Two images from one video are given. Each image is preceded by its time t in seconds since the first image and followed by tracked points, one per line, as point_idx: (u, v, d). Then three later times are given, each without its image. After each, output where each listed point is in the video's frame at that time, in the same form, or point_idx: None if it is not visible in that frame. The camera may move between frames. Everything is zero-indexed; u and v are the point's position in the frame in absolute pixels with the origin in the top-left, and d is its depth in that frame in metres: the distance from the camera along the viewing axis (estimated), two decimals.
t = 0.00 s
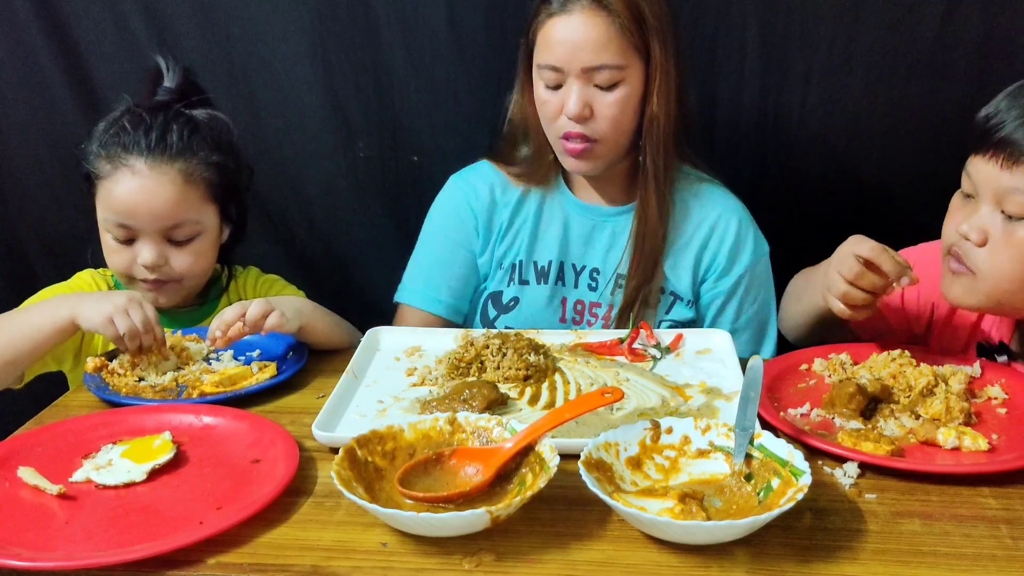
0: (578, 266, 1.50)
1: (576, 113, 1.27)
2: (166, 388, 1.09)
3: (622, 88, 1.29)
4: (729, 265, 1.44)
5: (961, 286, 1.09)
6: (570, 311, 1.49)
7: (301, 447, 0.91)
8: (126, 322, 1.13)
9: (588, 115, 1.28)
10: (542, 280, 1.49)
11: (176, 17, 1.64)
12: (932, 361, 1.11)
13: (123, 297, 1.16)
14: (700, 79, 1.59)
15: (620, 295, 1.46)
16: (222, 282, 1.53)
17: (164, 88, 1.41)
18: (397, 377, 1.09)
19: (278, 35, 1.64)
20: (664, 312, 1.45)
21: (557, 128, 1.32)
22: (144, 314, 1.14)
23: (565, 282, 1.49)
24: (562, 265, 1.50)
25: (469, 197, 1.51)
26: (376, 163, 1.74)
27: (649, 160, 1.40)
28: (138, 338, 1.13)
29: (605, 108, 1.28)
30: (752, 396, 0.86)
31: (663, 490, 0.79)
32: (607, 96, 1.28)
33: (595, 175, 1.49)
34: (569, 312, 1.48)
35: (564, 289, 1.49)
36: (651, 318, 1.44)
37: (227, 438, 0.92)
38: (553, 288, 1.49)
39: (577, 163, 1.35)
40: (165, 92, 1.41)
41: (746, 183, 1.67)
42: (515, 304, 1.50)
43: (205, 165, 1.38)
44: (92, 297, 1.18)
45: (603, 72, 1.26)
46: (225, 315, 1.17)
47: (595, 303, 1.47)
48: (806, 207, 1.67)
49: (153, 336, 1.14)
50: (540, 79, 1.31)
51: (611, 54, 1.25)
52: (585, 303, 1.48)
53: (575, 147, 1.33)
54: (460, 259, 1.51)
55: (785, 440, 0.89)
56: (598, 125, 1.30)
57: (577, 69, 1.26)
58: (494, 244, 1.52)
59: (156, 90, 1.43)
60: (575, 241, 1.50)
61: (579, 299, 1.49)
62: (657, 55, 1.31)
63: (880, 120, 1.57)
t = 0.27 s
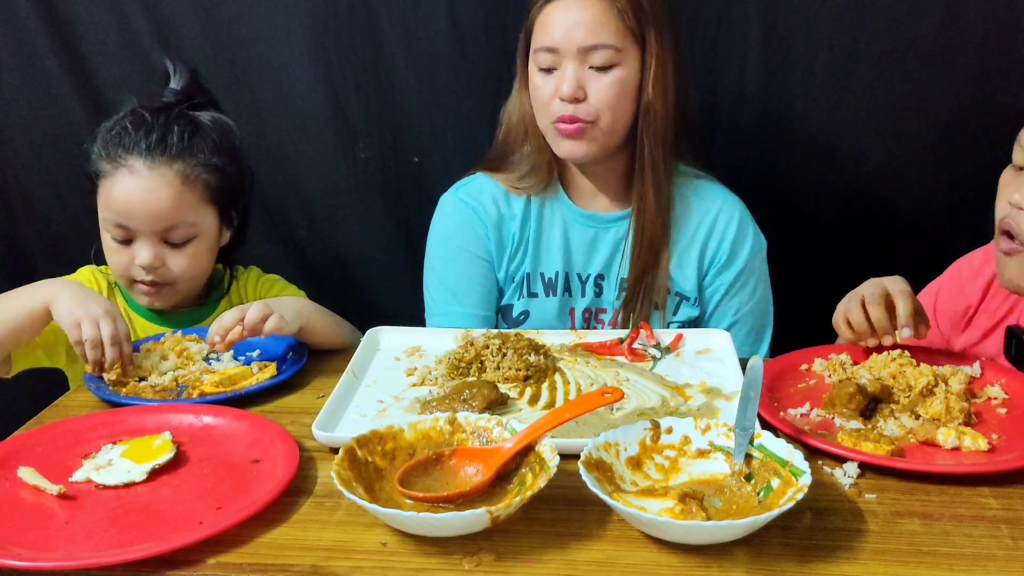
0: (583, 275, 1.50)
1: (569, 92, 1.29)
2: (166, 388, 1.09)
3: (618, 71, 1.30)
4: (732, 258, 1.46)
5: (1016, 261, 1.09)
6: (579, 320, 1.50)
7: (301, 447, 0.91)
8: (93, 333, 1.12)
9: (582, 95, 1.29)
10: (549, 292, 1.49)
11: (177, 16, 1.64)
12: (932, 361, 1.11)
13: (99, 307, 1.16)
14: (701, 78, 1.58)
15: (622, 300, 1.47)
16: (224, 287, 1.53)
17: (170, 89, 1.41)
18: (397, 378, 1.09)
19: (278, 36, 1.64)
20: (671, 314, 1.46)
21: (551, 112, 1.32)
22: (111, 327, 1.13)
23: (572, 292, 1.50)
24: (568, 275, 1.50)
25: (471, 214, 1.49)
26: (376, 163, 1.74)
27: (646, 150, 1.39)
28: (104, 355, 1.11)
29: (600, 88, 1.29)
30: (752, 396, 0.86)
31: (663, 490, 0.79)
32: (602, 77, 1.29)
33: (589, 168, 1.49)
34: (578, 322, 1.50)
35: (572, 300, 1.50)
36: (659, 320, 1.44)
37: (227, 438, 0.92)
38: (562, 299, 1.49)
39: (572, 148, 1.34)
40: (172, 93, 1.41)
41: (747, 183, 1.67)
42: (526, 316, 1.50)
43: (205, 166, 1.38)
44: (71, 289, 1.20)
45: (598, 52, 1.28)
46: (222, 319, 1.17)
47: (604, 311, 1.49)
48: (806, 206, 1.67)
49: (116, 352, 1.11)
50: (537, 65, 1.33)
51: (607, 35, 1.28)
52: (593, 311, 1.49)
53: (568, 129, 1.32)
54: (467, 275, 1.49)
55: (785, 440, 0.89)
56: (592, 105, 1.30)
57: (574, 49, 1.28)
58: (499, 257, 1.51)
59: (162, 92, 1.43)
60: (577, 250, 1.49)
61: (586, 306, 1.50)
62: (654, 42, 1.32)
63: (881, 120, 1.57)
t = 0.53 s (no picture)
0: (583, 273, 1.50)
1: (580, 101, 1.29)
2: (166, 388, 1.09)
3: (631, 82, 1.30)
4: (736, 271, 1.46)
5: None
6: (574, 318, 1.49)
7: (301, 447, 0.91)
8: (85, 326, 1.11)
9: (593, 105, 1.29)
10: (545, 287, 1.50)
11: (179, 18, 1.64)
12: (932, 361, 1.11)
13: (95, 301, 1.15)
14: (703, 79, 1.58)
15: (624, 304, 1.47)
16: (230, 293, 1.52)
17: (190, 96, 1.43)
18: (396, 378, 1.09)
19: (280, 37, 1.64)
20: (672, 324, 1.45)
21: (561, 119, 1.32)
22: (105, 323, 1.11)
23: (569, 289, 1.49)
24: (566, 272, 1.50)
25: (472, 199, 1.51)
26: (376, 164, 1.74)
27: (657, 158, 1.40)
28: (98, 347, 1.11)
29: (612, 99, 1.29)
30: (752, 396, 0.86)
31: (663, 491, 0.79)
32: (614, 88, 1.29)
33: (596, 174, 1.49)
34: (573, 319, 1.49)
35: (568, 296, 1.49)
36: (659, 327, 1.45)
37: (227, 438, 0.92)
38: (558, 294, 1.49)
39: (578, 155, 1.35)
40: (190, 102, 1.42)
41: (748, 183, 1.66)
42: (519, 309, 1.50)
43: (217, 182, 1.38)
44: (69, 283, 1.19)
45: (612, 62, 1.28)
46: (223, 321, 1.17)
47: (600, 312, 1.48)
48: (807, 207, 1.67)
49: (111, 343, 1.10)
50: (550, 70, 1.33)
51: (621, 46, 1.27)
52: (588, 310, 1.49)
53: (578, 138, 1.33)
54: (452, 256, 1.52)
55: (785, 440, 0.89)
56: (603, 116, 1.30)
57: (586, 58, 1.28)
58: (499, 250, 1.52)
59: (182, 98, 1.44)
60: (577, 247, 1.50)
61: (583, 307, 1.49)
62: (669, 54, 1.32)
63: (882, 121, 1.57)
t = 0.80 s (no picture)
0: (582, 270, 1.51)
1: (574, 116, 1.27)
2: (166, 388, 1.09)
3: (625, 95, 1.28)
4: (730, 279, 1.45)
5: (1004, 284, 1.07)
6: (571, 314, 1.51)
7: (301, 447, 0.91)
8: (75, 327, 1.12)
9: (588, 119, 1.28)
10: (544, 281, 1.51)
11: (178, 18, 1.64)
12: (933, 361, 1.11)
13: (81, 301, 1.15)
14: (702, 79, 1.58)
15: (621, 305, 1.47)
16: (233, 297, 1.51)
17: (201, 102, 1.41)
18: (397, 377, 1.09)
19: (279, 37, 1.64)
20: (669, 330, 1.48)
21: (557, 130, 1.32)
22: (99, 320, 1.13)
23: (567, 284, 1.51)
24: (564, 267, 1.51)
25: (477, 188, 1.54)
26: (376, 163, 1.74)
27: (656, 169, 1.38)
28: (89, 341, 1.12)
29: (606, 113, 1.28)
30: (752, 396, 0.86)
31: (663, 490, 0.79)
32: (608, 102, 1.27)
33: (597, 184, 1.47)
34: (569, 314, 1.51)
35: (566, 291, 1.51)
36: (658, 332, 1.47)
37: (228, 438, 0.92)
38: (556, 288, 1.51)
39: (577, 167, 1.36)
40: (203, 108, 1.41)
41: (747, 183, 1.66)
42: (518, 299, 1.52)
43: (225, 193, 1.38)
44: (54, 286, 1.19)
45: (605, 77, 1.26)
46: (222, 323, 1.17)
47: (596, 309, 1.49)
48: (807, 206, 1.67)
49: (110, 340, 1.13)
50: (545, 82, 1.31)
51: (614, 61, 1.25)
52: (585, 307, 1.50)
53: (574, 149, 1.33)
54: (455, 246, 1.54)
55: (785, 440, 0.89)
56: (598, 129, 1.29)
57: (580, 72, 1.26)
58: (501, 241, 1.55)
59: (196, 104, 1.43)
60: (577, 242, 1.51)
61: (580, 303, 1.50)
62: (665, 67, 1.28)
63: (881, 120, 1.57)
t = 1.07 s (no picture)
0: (582, 264, 1.50)
1: (546, 87, 1.31)
2: (166, 388, 1.09)
3: (597, 66, 1.29)
4: (718, 258, 1.43)
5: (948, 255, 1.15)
6: (570, 308, 1.50)
7: (301, 447, 0.91)
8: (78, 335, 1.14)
9: (559, 89, 1.30)
10: (547, 274, 1.51)
11: (177, 17, 1.64)
12: (933, 361, 1.11)
13: (79, 311, 1.18)
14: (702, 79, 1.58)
15: (612, 301, 1.46)
16: (233, 298, 1.51)
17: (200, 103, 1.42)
18: (397, 378, 1.09)
19: (278, 36, 1.64)
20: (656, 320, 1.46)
21: (535, 105, 1.35)
22: (104, 327, 1.16)
23: (568, 278, 1.50)
24: (566, 260, 1.51)
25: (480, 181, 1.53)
26: (376, 163, 1.74)
27: (638, 147, 1.41)
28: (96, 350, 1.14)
29: (578, 82, 1.29)
30: (752, 396, 0.86)
31: (663, 490, 0.79)
32: (580, 72, 1.29)
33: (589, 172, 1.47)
34: (569, 308, 1.50)
35: (567, 286, 1.50)
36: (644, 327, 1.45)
37: (228, 438, 0.92)
38: (557, 282, 1.51)
39: (556, 140, 1.36)
40: (201, 108, 1.42)
41: (747, 183, 1.66)
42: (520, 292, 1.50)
43: (225, 194, 1.38)
44: (52, 301, 1.21)
45: (577, 48, 1.29)
46: (222, 326, 1.18)
47: (594, 303, 1.48)
48: (806, 206, 1.67)
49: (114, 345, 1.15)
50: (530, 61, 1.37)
51: (586, 31, 1.28)
52: (585, 302, 1.49)
53: (549, 122, 1.34)
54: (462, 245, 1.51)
55: (785, 440, 0.89)
56: (570, 100, 1.30)
57: (554, 45, 1.31)
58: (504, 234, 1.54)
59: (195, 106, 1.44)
60: (578, 237, 1.51)
61: (579, 298, 1.50)
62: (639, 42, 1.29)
63: (880, 120, 1.57)
